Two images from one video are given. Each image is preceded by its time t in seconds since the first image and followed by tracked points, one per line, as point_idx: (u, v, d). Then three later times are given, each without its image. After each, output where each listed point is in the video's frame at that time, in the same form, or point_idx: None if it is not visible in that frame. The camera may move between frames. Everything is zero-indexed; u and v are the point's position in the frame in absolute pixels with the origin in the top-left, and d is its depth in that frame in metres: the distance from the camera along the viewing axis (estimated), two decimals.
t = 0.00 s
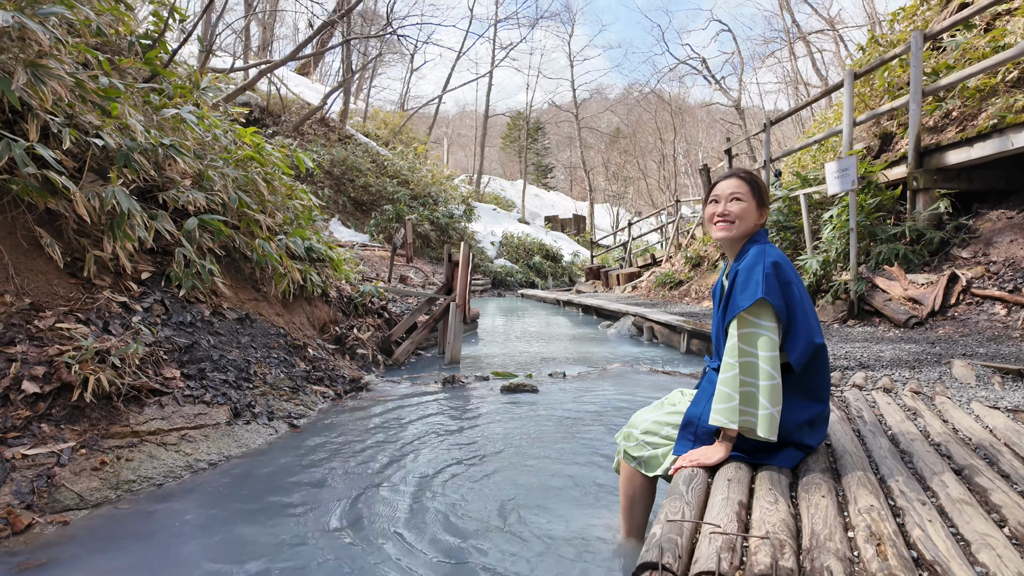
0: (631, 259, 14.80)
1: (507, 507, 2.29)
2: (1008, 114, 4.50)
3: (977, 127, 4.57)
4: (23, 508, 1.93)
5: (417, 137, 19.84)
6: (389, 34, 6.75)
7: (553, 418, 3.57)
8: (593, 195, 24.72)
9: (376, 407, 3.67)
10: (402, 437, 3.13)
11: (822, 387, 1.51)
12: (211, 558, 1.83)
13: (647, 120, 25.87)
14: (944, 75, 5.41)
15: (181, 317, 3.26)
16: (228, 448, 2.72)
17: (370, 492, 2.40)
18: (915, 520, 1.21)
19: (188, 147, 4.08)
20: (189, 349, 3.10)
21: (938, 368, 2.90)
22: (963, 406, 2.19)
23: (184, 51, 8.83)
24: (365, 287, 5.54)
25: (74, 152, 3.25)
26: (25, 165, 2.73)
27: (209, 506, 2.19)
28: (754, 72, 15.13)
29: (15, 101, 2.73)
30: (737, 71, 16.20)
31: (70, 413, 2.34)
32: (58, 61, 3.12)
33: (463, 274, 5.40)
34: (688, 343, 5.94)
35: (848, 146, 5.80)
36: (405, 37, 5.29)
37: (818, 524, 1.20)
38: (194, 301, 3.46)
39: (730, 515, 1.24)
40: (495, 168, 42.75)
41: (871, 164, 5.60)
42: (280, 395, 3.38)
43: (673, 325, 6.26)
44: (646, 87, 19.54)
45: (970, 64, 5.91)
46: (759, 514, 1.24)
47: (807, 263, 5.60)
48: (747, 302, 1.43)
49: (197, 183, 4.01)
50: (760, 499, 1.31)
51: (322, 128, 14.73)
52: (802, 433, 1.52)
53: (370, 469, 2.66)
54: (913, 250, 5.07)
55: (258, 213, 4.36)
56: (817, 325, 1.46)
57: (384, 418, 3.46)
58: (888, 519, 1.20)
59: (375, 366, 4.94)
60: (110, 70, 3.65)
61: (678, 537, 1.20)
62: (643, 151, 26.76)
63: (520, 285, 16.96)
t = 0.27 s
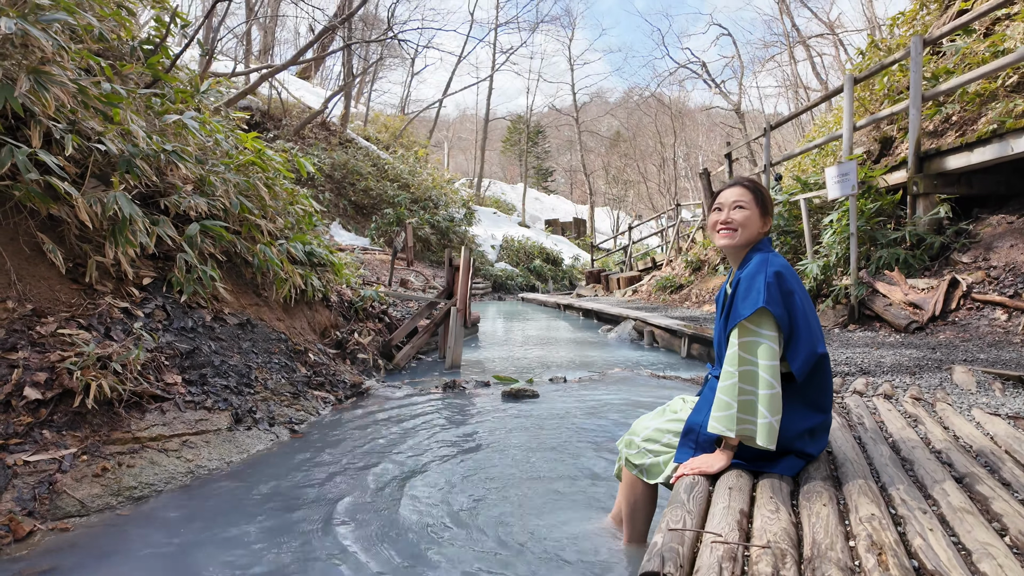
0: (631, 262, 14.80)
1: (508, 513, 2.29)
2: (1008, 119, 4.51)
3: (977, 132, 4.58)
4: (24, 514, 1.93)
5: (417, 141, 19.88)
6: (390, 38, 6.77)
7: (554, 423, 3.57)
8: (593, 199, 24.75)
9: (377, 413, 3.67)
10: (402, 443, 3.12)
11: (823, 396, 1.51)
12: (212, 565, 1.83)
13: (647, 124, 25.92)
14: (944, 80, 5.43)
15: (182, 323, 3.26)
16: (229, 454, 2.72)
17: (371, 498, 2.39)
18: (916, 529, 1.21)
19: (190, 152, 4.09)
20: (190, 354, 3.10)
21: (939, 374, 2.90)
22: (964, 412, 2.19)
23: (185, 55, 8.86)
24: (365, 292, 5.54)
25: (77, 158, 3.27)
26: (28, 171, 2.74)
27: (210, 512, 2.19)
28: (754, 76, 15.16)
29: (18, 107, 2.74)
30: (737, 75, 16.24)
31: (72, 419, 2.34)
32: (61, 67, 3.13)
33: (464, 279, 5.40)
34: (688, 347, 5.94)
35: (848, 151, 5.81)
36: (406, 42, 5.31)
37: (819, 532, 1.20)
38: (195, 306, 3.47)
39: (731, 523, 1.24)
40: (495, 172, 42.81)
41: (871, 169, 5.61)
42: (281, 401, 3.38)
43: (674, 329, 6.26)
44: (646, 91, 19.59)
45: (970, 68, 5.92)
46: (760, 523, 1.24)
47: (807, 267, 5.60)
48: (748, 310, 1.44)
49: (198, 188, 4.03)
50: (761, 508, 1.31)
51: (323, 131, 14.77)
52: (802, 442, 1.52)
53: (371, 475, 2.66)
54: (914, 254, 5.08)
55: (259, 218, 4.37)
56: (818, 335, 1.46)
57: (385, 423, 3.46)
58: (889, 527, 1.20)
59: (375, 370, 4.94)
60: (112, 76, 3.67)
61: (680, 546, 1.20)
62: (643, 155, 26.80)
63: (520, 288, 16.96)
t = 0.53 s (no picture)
0: (631, 267, 14.81)
1: (508, 520, 2.28)
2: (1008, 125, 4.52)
3: (977, 137, 4.59)
4: (25, 521, 1.94)
5: (418, 146, 19.95)
6: (391, 44, 6.80)
7: (555, 429, 3.57)
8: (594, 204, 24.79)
9: (377, 419, 3.67)
10: (403, 449, 3.12)
11: (824, 405, 1.51)
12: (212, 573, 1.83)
13: (648, 129, 25.99)
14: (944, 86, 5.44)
15: (183, 329, 3.27)
16: (230, 460, 2.72)
17: (371, 505, 2.39)
18: (917, 538, 1.21)
19: (192, 159, 4.11)
20: (191, 361, 3.10)
21: (940, 381, 2.90)
22: (965, 420, 2.19)
23: (188, 61, 8.91)
24: (366, 297, 5.55)
25: (79, 165, 3.28)
26: (30, 179, 2.75)
27: (210, 519, 2.19)
28: (754, 81, 15.21)
29: (21, 114, 2.75)
30: (737, 81, 16.30)
31: (73, 426, 2.34)
32: (64, 74, 3.15)
33: (465, 284, 5.40)
34: (689, 353, 5.94)
35: (848, 156, 5.82)
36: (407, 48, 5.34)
37: (819, 541, 1.20)
38: (196, 312, 3.47)
39: (732, 532, 1.24)
40: (496, 177, 42.91)
41: (871, 175, 5.62)
42: (281, 407, 3.38)
43: (675, 335, 6.26)
44: (646, 96, 19.66)
45: (969, 74, 5.94)
46: (761, 532, 1.24)
47: (808, 273, 5.60)
48: (751, 319, 1.44)
49: (200, 194, 4.04)
50: (761, 517, 1.31)
51: (324, 137, 14.82)
52: (804, 450, 1.53)
53: (372, 481, 2.66)
54: (914, 260, 5.08)
55: (260, 224, 4.38)
56: (821, 344, 1.46)
57: (385, 429, 3.46)
58: (889, 536, 1.20)
59: (376, 376, 4.94)
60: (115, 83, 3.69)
61: (680, 555, 1.20)
62: (643, 160, 26.86)
63: (521, 293, 16.96)
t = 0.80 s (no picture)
0: (632, 275, 14.83)
1: (509, 530, 2.28)
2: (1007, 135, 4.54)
3: (976, 147, 4.61)
4: (26, 533, 1.94)
5: (420, 154, 20.04)
6: (393, 54, 6.86)
7: (556, 439, 3.56)
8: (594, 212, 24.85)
9: (378, 429, 3.66)
10: (403, 459, 3.11)
11: (827, 418, 1.52)
12: None
13: (648, 138, 26.09)
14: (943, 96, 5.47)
15: (185, 339, 3.27)
16: (231, 471, 2.72)
17: (372, 516, 2.39)
18: (919, 552, 1.21)
19: (195, 169, 4.13)
20: (193, 371, 3.11)
21: (941, 391, 2.89)
22: (966, 431, 2.19)
23: (192, 71, 8.99)
24: (367, 306, 5.56)
25: (83, 175, 3.31)
26: (34, 190, 2.77)
27: (211, 530, 2.19)
28: (754, 90, 15.30)
29: (26, 126, 2.78)
30: (737, 90, 16.39)
31: (74, 437, 2.35)
32: (69, 86, 3.18)
33: (466, 294, 5.39)
34: (690, 361, 5.93)
35: (848, 166, 5.84)
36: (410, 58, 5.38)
37: (821, 555, 1.20)
38: (198, 322, 3.48)
39: (733, 545, 1.24)
40: (497, 185, 43.04)
41: (871, 184, 5.63)
42: (283, 417, 3.38)
43: (675, 343, 6.26)
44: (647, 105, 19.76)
45: (968, 84, 5.97)
46: (762, 546, 1.24)
47: (809, 281, 5.60)
48: (755, 332, 1.45)
49: (202, 204, 4.06)
50: (763, 530, 1.31)
51: (326, 145, 14.90)
52: (806, 463, 1.53)
53: (373, 492, 2.65)
54: (915, 269, 5.08)
55: (262, 233, 4.40)
56: (824, 358, 1.47)
57: (386, 439, 3.45)
58: (891, 550, 1.20)
59: (377, 386, 4.93)
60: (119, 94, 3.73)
61: (682, 569, 1.20)
62: (644, 168, 26.95)
63: (522, 301, 16.96)
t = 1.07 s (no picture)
0: (633, 286, 14.84)
1: (510, 544, 2.27)
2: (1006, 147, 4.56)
3: (975, 159, 4.63)
4: (26, 547, 1.93)
5: (421, 165, 20.14)
6: (395, 66, 6.91)
7: (557, 451, 3.55)
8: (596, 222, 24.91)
9: (378, 441, 3.65)
10: (404, 472, 3.11)
11: (827, 434, 1.52)
12: None
13: (649, 148, 26.22)
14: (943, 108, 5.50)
15: (187, 351, 3.28)
16: (231, 484, 2.71)
17: (373, 530, 2.38)
18: (921, 568, 1.20)
19: (197, 181, 4.16)
20: (194, 383, 3.11)
21: (944, 404, 2.89)
22: (969, 445, 2.18)
23: (196, 84, 9.08)
24: (368, 317, 5.56)
25: (87, 189, 3.33)
26: (38, 203, 2.80)
27: (211, 544, 2.18)
28: (754, 101, 15.40)
29: (31, 139, 2.81)
30: (737, 101, 16.49)
31: (75, 450, 2.35)
32: (74, 100, 3.22)
33: (468, 306, 5.28)
34: (692, 373, 5.92)
35: (848, 177, 5.86)
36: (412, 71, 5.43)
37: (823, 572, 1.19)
38: (200, 334, 3.48)
39: (735, 562, 1.24)
40: (498, 195, 43.20)
41: (871, 196, 5.65)
42: (283, 429, 3.38)
43: (677, 355, 6.25)
44: (647, 116, 19.88)
45: (967, 96, 6.01)
46: (764, 562, 1.24)
47: (810, 293, 5.60)
48: (754, 349, 1.45)
49: (205, 217, 4.08)
50: (765, 546, 1.31)
51: (328, 156, 14.99)
52: (807, 478, 1.52)
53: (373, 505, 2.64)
54: (916, 280, 5.09)
55: (264, 245, 4.42)
56: (825, 374, 1.47)
57: (386, 452, 3.44)
58: (893, 567, 1.20)
59: (378, 397, 4.93)
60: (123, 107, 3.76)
61: None
62: (645, 178, 27.05)
63: (523, 311, 16.96)
